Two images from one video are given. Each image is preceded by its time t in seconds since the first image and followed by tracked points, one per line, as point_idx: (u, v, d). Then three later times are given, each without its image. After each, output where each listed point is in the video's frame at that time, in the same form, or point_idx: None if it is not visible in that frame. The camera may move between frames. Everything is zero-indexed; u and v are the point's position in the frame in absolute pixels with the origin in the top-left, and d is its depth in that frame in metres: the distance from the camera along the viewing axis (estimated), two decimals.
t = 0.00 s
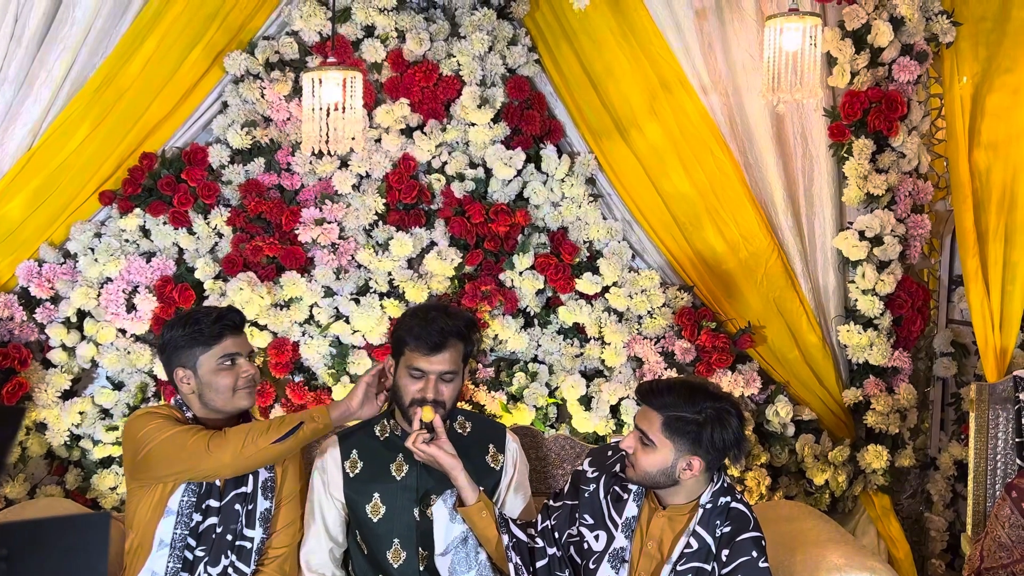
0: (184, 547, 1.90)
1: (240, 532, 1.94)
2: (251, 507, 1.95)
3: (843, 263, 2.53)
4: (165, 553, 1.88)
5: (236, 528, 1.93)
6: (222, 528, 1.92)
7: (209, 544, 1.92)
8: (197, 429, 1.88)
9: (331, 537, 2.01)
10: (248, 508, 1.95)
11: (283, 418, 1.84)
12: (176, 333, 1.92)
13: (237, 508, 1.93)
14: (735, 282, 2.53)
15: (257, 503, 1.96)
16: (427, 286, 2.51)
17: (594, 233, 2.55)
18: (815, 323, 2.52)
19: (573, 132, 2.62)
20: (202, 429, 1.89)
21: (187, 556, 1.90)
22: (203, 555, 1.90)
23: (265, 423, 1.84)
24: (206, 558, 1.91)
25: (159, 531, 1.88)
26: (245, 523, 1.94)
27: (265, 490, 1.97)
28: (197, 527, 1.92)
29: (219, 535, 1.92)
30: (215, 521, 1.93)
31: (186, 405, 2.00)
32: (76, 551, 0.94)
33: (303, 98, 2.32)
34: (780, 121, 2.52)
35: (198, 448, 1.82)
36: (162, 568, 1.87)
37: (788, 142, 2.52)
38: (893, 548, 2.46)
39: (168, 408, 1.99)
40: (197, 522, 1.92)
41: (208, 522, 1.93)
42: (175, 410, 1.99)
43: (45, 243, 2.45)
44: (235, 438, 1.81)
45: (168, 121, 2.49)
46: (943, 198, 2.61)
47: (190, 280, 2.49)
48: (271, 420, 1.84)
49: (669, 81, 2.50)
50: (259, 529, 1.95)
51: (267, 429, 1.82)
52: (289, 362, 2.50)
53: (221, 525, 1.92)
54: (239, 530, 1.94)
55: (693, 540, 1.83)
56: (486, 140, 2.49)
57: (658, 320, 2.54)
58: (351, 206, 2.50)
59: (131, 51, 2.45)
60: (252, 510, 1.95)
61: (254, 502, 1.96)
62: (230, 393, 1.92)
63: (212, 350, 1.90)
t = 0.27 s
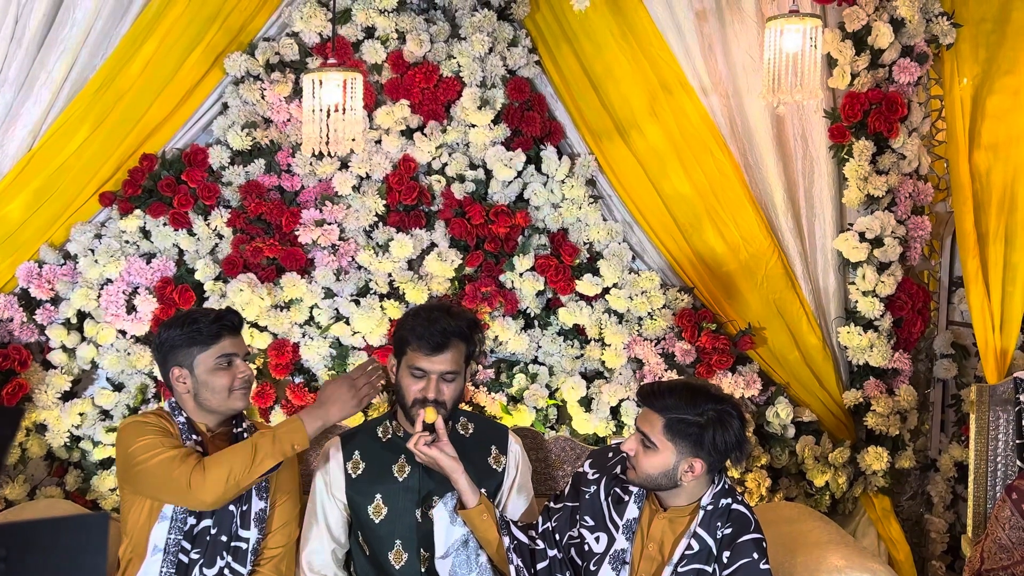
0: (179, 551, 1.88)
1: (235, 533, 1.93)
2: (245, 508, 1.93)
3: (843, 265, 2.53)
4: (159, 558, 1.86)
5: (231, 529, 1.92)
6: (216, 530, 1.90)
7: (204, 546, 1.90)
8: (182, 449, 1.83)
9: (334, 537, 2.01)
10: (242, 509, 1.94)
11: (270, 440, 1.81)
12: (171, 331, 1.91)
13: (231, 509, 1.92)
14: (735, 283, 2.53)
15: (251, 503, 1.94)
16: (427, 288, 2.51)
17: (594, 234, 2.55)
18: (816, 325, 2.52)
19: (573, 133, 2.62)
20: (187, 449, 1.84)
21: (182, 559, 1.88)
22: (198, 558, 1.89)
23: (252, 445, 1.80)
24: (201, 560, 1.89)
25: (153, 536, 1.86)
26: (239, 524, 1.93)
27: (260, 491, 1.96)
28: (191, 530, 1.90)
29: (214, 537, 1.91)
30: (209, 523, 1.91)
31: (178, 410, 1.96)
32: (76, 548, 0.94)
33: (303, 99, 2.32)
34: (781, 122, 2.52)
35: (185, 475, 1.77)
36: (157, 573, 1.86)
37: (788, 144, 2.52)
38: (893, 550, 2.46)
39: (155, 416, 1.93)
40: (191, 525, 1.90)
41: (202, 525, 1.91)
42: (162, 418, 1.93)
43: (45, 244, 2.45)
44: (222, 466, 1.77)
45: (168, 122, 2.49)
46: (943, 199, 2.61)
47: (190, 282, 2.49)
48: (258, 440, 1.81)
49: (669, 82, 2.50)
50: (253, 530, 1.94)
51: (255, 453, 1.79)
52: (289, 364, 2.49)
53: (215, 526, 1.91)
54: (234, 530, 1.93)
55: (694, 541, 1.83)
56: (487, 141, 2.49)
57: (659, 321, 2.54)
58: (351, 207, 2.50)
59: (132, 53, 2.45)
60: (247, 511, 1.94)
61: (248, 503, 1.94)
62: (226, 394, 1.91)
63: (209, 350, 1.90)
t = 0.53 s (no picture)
0: (173, 555, 1.85)
1: (233, 536, 1.90)
2: (244, 510, 1.91)
3: (845, 265, 2.53)
4: (153, 563, 1.84)
5: (229, 531, 1.89)
6: (213, 533, 1.87)
7: (199, 550, 1.87)
8: (164, 463, 1.83)
9: (333, 537, 2.01)
10: (240, 511, 1.91)
11: (247, 463, 1.80)
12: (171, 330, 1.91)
13: (229, 511, 1.90)
14: (736, 283, 2.53)
15: (250, 505, 1.93)
16: (428, 288, 2.51)
17: (595, 234, 2.55)
18: (817, 326, 2.52)
19: (574, 133, 2.61)
20: (168, 463, 1.84)
21: (176, 563, 1.86)
22: (193, 562, 1.85)
23: (227, 467, 1.79)
24: (197, 564, 1.86)
25: (147, 541, 1.85)
26: (238, 526, 1.90)
27: (258, 492, 1.94)
28: (185, 535, 1.88)
29: (211, 540, 1.87)
30: (204, 526, 1.88)
31: (176, 411, 1.95)
32: (80, 549, 0.94)
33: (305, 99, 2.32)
34: (782, 123, 2.52)
35: (159, 491, 1.76)
36: None
37: (790, 145, 2.52)
38: (894, 550, 2.46)
39: (150, 421, 1.94)
40: (185, 530, 1.87)
41: (196, 529, 1.88)
42: (158, 424, 1.94)
43: (46, 244, 2.45)
44: (197, 484, 1.77)
45: (169, 123, 2.49)
46: (944, 200, 2.61)
47: (191, 282, 2.49)
48: (233, 462, 1.80)
49: (670, 83, 2.50)
50: (253, 531, 1.91)
51: (228, 476, 1.78)
52: (290, 364, 2.50)
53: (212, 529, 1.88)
54: (233, 533, 1.90)
55: (696, 542, 1.83)
56: (488, 141, 2.50)
57: (660, 322, 2.55)
58: (352, 208, 2.50)
59: (133, 53, 2.45)
60: (245, 513, 1.91)
61: (247, 505, 1.92)
62: (221, 396, 1.90)
63: (204, 351, 1.89)
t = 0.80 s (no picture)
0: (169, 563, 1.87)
1: (238, 540, 1.93)
2: (248, 514, 1.95)
3: (846, 265, 2.53)
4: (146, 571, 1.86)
5: (234, 536, 1.93)
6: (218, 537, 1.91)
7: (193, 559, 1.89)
8: (140, 485, 1.90)
9: (333, 537, 2.01)
10: (244, 516, 1.95)
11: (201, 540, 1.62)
12: (175, 331, 1.92)
13: (232, 515, 1.93)
14: (738, 283, 2.53)
15: (254, 509, 1.96)
16: (430, 287, 2.50)
17: (597, 234, 2.55)
18: (819, 325, 2.52)
19: (576, 133, 2.61)
20: (145, 486, 1.91)
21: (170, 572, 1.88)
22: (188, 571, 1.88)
23: (178, 565, 1.77)
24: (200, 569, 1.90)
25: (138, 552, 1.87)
26: (244, 530, 1.94)
27: (262, 497, 1.97)
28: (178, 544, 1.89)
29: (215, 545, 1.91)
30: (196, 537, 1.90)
31: (176, 418, 1.99)
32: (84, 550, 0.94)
33: (307, 99, 2.32)
34: (784, 122, 2.52)
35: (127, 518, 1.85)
36: None
37: (791, 144, 2.52)
38: (896, 550, 2.46)
39: (149, 428, 2.01)
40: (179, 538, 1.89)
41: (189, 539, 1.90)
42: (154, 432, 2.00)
43: (48, 243, 2.45)
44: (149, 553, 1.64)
45: (172, 122, 2.49)
46: (946, 199, 2.61)
47: (193, 281, 2.49)
48: (184, 565, 1.77)
49: (672, 82, 2.50)
50: (258, 535, 1.95)
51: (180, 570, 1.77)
52: (291, 363, 2.50)
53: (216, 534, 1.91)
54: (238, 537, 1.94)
55: (698, 542, 1.82)
56: (490, 141, 2.49)
57: (661, 321, 2.54)
58: (354, 207, 2.50)
59: (135, 52, 2.45)
60: (249, 517, 1.95)
61: (252, 509, 1.96)
62: (207, 412, 1.89)
63: (196, 368, 1.89)
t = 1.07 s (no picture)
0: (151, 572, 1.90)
1: (234, 546, 1.94)
2: (243, 519, 1.96)
3: (848, 263, 2.53)
4: None
5: (228, 542, 1.94)
6: (212, 544, 1.93)
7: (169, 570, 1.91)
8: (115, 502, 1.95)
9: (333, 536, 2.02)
10: (239, 521, 1.96)
11: None
12: (168, 334, 1.91)
13: (226, 522, 1.95)
14: (740, 280, 2.53)
15: (249, 514, 1.97)
16: (432, 284, 2.51)
17: (599, 231, 2.54)
18: (821, 323, 2.52)
19: (578, 130, 2.61)
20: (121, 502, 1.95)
21: None
22: None
23: None
24: None
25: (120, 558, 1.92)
26: (239, 536, 1.95)
27: (257, 501, 1.99)
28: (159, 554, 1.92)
29: (210, 552, 1.93)
30: (172, 548, 1.92)
31: (166, 425, 2.01)
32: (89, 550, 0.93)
33: (309, 96, 2.33)
34: (786, 119, 2.51)
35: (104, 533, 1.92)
36: None
37: (793, 142, 2.52)
38: (898, 548, 2.46)
39: (136, 435, 2.03)
40: (161, 548, 1.92)
41: (168, 549, 1.92)
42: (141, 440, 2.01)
43: (51, 240, 2.46)
44: None
45: (174, 119, 2.49)
46: (949, 197, 2.60)
47: (195, 278, 2.49)
48: None
49: (674, 79, 2.50)
50: (254, 540, 1.96)
51: None
52: (294, 360, 2.50)
53: (210, 541, 1.94)
54: (234, 543, 1.95)
55: (700, 543, 1.83)
56: (492, 138, 2.49)
57: (663, 319, 2.54)
58: (356, 204, 2.50)
59: (137, 48, 2.45)
60: (245, 522, 1.96)
61: (247, 513, 1.97)
62: (193, 418, 1.90)
63: (183, 377, 1.89)
